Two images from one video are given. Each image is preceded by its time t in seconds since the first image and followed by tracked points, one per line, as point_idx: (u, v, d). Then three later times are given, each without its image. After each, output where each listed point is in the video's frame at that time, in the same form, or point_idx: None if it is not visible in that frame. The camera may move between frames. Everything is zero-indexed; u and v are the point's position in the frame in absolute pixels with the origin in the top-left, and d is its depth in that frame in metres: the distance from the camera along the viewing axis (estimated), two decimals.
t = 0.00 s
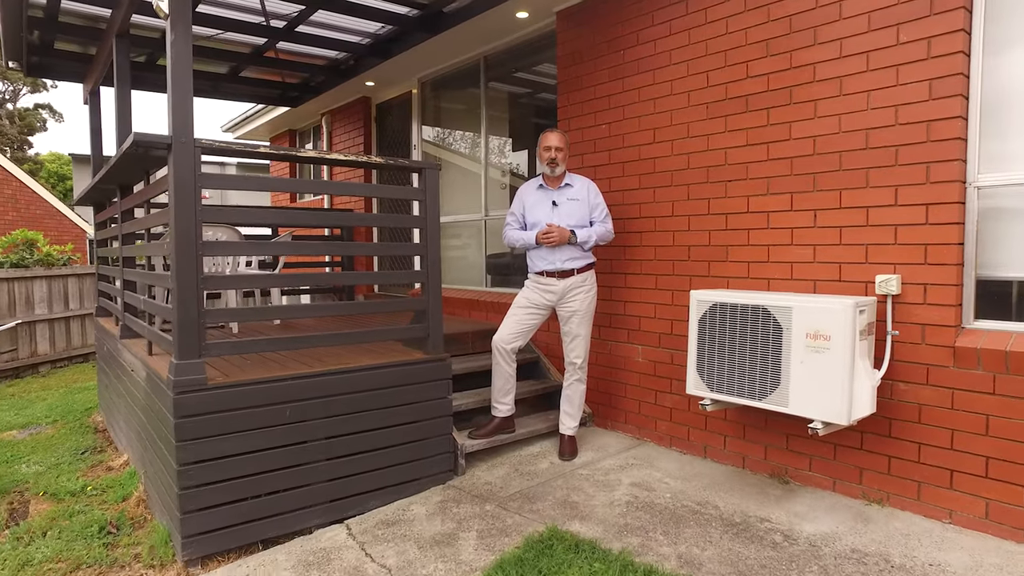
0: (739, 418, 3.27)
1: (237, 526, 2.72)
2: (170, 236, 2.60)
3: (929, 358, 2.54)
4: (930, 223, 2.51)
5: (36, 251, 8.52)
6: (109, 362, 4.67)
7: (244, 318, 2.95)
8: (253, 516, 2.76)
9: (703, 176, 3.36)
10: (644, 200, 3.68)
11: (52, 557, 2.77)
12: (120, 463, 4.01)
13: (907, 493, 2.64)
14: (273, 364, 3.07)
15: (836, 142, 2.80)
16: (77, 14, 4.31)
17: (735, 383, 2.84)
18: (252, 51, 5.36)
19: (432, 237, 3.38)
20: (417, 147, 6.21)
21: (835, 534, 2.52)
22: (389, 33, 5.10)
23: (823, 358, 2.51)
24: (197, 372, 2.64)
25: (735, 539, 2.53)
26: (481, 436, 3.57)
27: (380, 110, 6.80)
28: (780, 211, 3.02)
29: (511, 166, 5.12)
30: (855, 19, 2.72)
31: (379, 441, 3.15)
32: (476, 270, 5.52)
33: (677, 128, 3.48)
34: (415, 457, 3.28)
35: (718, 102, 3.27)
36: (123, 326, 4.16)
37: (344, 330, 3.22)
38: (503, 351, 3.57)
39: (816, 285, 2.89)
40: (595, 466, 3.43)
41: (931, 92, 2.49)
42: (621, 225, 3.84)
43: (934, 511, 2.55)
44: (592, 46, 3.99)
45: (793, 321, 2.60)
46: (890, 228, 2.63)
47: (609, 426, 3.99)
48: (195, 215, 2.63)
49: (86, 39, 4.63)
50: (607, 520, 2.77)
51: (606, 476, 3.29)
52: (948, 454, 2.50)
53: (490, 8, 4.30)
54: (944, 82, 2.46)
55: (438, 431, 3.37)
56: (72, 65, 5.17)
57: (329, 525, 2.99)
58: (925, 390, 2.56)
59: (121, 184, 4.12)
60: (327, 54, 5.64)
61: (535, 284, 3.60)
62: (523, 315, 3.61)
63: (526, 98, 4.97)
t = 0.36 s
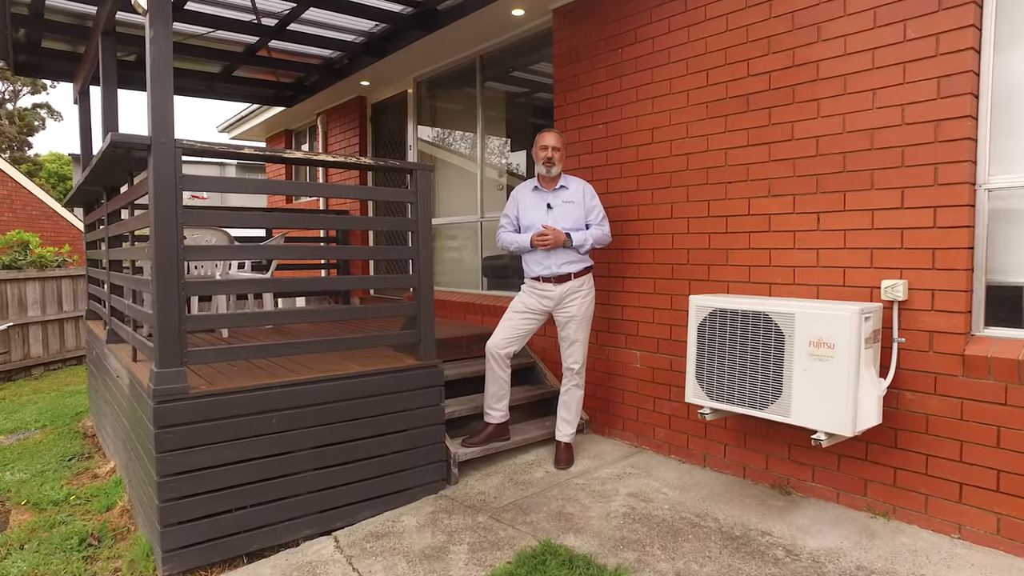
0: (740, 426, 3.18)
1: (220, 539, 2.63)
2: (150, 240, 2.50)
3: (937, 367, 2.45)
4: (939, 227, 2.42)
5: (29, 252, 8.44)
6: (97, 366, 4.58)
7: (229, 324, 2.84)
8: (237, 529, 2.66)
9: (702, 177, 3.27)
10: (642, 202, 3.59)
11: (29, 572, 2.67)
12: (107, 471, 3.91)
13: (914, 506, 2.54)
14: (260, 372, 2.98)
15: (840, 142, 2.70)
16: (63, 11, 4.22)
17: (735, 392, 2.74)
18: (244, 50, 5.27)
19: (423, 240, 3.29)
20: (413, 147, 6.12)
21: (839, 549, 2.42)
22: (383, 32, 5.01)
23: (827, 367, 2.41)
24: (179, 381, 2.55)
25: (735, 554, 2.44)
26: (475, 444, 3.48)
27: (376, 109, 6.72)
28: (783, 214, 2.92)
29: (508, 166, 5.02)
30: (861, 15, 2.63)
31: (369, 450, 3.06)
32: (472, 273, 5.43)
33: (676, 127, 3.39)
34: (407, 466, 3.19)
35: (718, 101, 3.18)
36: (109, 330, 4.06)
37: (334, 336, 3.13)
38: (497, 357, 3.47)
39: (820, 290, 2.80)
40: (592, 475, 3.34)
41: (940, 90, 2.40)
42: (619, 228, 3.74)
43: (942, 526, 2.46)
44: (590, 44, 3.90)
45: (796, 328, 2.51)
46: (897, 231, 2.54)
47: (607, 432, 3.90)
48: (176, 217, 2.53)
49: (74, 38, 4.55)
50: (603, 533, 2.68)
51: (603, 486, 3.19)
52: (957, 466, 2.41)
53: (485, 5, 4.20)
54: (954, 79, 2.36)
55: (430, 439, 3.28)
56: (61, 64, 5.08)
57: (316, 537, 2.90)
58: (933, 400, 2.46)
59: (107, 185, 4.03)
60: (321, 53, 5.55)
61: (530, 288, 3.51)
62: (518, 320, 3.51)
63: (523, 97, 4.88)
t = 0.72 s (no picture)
0: (742, 432, 3.10)
1: (209, 547, 2.56)
2: (136, 241, 2.44)
3: (945, 372, 2.37)
4: (947, 228, 2.34)
5: (28, 253, 8.40)
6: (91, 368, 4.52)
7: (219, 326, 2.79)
8: (226, 537, 2.60)
9: (703, 177, 3.19)
10: (642, 202, 3.52)
11: None
12: (98, 475, 3.85)
13: (921, 515, 2.46)
14: (251, 376, 2.92)
15: (845, 141, 2.63)
16: (56, 8, 4.17)
17: (737, 397, 2.67)
18: (240, 49, 5.22)
19: (418, 241, 3.22)
20: (412, 147, 6.06)
21: (844, 561, 2.35)
22: (381, 30, 4.95)
23: (831, 373, 2.34)
24: (166, 386, 2.49)
25: (737, 565, 2.36)
26: (472, 449, 3.41)
27: (375, 109, 6.66)
28: (786, 214, 2.85)
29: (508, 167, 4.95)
30: (866, 9, 2.55)
31: (362, 456, 2.99)
32: (472, 274, 5.36)
33: (677, 126, 3.32)
34: (401, 472, 3.12)
35: (719, 99, 3.11)
36: (101, 332, 4.00)
37: (327, 339, 3.07)
38: (494, 361, 3.40)
39: (824, 293, 2.73)
40: (590, 481, 3.27)
41: (948, 88, 2.32)
42: (619, 229, 3.67)
43: (951, 537, 2.38)
44: (590, 41, 3.82)
45: (799, 333, 2.43)
46: (903, 232, 2.46)
47: (607, 437, 3.83)
48: (163, 218, 2.47)
49: (67, 36, 4.50)
50: (601, 542, 2.61)
51: (601, 493, 3.12)
52: (966, 475, 2.33)
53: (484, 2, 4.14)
54: (963, 76, 2.29)
55: (425, 444, 3.22)
56: (56, 63, 5.04)
57: (308, 544, 2.84)
58: (941, 407, 2.39)
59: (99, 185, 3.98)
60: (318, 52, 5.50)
61: (528, 290, 3.44)
62: (516, 323, 3.45)
63: (523, 96, 4.82)
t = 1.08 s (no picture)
0: (745, 437, 3.04)
1: (199, 554, 2.51)
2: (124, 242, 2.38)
3: (955, 378, 2.30)
4: (957, 229, 2.27)
5: (26, 253, 8.36)
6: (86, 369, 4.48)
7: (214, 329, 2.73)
8: (217, 544, 2.55)
9: (705, 177, 3.13)
10: (643, 203, 3.45)
11: None
12: (91, 479, 3.80)
13: (929, 524, 2.39)
14: (244, 380, 2.87)
15: (851, 140, 2.56)
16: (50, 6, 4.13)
17: (739, 402, 2.60)
18: (238, 48, 5.17)
19: (415, 242, 3.16)
20: (411, 147, 6.01)
21: (850, 571, 2.28)
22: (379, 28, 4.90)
23: (836, 378, 2.28)
24: (156, 390, 2.43)
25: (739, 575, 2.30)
26: (469, 454, 3.35)
27: (374, 108, 6.61)
28: (790, 215, 2.79)
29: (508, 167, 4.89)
30: (872, 4, 2.49)
31: (357, 461, 2.94)
32: (471, 275, 5.30)
33: (678, 125, 3.25)
34: (397, 477, 3.07)
35: (722, 97, 3.04)
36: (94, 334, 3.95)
37: (321, 342, 3.01)
38: (493, 364, 3.34)
39: (828, 295, 2.66)
40: (590, 487, 3.21)
41: (958, 84, 2.26)
42: (619, 229, 3.61)
43: (961, 547, 2.31)
44: (590, 39, 3.76)
45: (803, 336, 2.37)
46: (911, 233, 2.40)
47: (607, 441, 3.77)
48: (152, 219, 2.42)
49: (62, 35, 4.46)
50: (600, 550, 2.55)
51: (601, 499, 3.06)
52: (976, 484, 2.26)
53: None
54: (974, 72, 2.22)
55: (421, 449, 3.16)
56: (52, 62, 4.99)
57: (301, 551, 2.78)
58: (951, 413, 2.32)
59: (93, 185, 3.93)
60: (317, 51, 5.45)
61: (528, 292, 3.38)
62: (516, 326, 3.38)
63: (524, 95, 4.76)
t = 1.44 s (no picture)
0: (749, 444, 2.96)
1: (188, 566, 2.43)
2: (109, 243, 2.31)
3: (968, 385, 2.22)
4: (972, 230, 2.18)
5: (23, 254, 8.30)
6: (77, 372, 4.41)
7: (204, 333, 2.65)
8: (207, 555, 2.47)
9: (708, 176, 3.05)
10: (645, 203, 3.37)
11: None
12: (81, 484, 3.72)
13: (942, 536, 2.31)
14: (234, 386, 2.79)
15: (860, 138, 2.48)
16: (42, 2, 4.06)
17: (744, 409, 2.52)
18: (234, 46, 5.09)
19: (410, 243, 3.08)
20: (410, 146, 5.94)
21: None
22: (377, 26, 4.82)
23: (845, 385, 2.19)
24: (142, 396, 2.36)
25: None
26: (467, 460, 3.27)
27: (373, 108, 6.54)
28: (796, 216, 2.70)
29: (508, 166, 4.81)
30: None
31: (351, 469, 2.86)
32: (470, 276, 5.23)
33: (681, 123, 3.17)
34: (392, 485, 2.99)
35: (726, 95, 2.96)
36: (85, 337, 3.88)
37: (314, 345, 2.93)
38: (492, 369, 3.26)
39: (836, 299, 2.58)
40: (590, 495, 3.12)
41: (972, 80, 2.17)
42: (620, 230, 3.53)
43: (975, 561, 2.22)
44: (591, 35, 3.68)
45: (811, 342, 2.28)
46: (922, 235, 2.31)
47: (608, 447, 3.69)
48: (138, 219, 2.34)
49: (54, 32, 4.39)
50: (601, 562, 2.47)
51: (601, 508, 2.97)
52: (991, 495, 2.17)
53: None
54: (989, 67, 2.13)
55: (417, 456, 3.08)
56: (45, 60, 4.93)
57: (293, 562, 2.70)
58: (964, 421, 2.23)
59: (84, 185, 3.86)
60: (314, 49, 5.38)
61: (527, 294, 3.30)
62: (515, 329, 3.30)
63: (524, 94, 4.68)
